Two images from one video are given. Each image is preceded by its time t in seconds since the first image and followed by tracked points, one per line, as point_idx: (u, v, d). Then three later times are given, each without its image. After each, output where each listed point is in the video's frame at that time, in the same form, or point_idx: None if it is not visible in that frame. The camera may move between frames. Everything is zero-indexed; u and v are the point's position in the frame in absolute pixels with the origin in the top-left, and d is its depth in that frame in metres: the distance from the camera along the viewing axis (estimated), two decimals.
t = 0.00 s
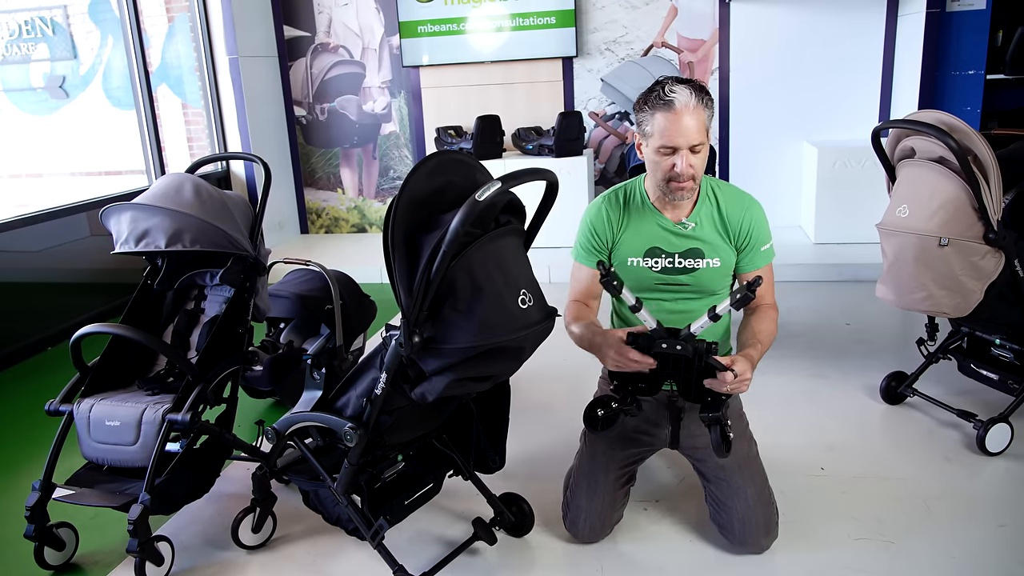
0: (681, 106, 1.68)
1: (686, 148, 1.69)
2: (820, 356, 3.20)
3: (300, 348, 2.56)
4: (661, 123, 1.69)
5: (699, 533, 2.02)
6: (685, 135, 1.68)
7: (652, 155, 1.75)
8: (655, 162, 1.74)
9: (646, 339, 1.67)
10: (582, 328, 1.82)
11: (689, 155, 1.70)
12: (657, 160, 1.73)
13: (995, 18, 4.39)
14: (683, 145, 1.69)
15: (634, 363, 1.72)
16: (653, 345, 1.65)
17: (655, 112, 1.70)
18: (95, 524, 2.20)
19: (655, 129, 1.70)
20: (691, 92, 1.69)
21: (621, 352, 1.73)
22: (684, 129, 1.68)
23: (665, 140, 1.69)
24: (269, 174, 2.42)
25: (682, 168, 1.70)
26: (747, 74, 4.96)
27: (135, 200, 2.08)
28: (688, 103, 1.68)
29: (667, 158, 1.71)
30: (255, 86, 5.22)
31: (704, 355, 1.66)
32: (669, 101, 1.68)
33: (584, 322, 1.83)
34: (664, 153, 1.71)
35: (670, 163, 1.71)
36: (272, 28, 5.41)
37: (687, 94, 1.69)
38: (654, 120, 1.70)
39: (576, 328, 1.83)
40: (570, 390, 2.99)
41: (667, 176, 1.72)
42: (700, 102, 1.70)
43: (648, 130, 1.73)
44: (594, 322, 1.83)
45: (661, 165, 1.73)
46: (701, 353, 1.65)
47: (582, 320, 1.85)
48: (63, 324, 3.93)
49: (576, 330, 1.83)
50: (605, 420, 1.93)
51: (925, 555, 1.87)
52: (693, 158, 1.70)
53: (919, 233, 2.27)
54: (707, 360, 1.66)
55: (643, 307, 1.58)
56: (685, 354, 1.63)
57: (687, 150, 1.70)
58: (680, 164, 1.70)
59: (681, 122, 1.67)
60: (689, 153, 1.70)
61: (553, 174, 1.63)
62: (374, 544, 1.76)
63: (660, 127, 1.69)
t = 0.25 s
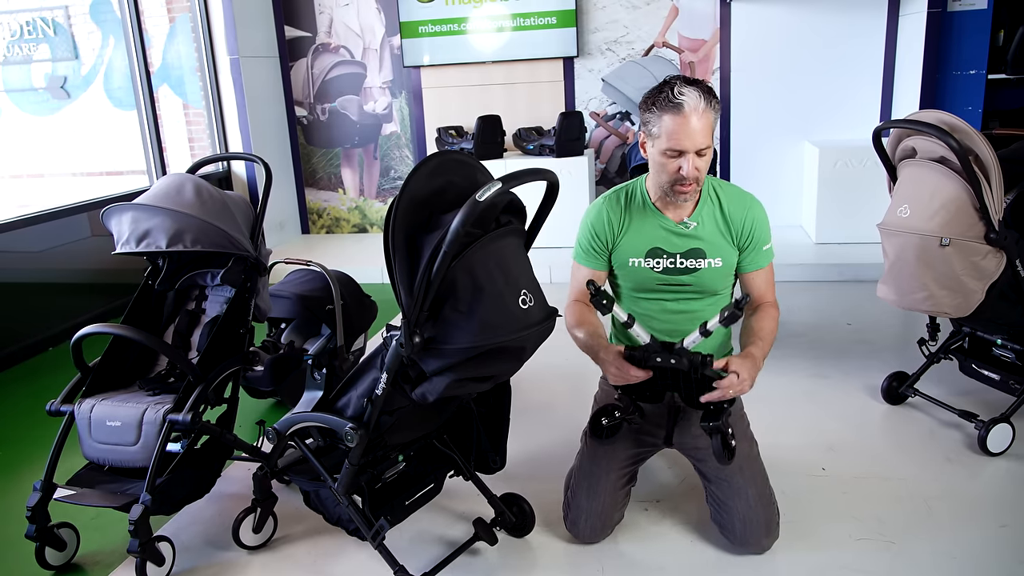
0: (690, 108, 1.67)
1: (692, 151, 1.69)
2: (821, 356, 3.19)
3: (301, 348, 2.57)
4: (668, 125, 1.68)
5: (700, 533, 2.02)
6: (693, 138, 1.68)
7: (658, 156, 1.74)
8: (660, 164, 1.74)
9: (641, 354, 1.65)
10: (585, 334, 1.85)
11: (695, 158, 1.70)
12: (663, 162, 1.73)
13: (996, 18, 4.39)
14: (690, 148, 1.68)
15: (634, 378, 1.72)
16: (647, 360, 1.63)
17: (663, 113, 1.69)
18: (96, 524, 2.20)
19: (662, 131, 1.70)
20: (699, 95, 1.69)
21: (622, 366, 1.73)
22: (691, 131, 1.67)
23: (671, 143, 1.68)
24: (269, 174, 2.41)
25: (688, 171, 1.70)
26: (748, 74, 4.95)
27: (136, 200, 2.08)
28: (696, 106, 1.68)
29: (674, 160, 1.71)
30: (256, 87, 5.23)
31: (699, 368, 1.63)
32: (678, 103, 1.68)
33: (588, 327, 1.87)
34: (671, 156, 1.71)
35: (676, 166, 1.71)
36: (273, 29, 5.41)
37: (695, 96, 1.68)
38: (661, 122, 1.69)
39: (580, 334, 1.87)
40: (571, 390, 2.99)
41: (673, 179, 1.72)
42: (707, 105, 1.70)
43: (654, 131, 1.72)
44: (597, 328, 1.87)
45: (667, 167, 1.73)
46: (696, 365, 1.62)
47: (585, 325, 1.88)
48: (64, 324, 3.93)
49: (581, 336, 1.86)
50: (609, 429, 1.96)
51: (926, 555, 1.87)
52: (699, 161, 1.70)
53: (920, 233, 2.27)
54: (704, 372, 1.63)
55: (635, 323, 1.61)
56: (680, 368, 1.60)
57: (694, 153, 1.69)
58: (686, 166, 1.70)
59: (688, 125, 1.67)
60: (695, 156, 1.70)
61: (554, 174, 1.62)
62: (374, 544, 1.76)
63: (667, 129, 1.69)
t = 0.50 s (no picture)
0: (695, 114, 1.66)
1: (697, 157, 1.69)
2: (822, 355, 3.19)
3: (302, 349, 2.58)
4: (673, 130, 1.68)
5: (701, 533, 2.02)
6: (697, 144, 1.67)
7: (662, 160, 1.74)
8: (664, 168, 1.74)
9: (645, 367, 1.76)
10: (589, 338, 1.87)
11: (699, 164, 1.70)
12: (667, 166, 1.73)
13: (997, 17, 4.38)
14: (694, 153, 1.68)
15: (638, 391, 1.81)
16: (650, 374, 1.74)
17: (668, 118, 1.68)
18: (97, 525, 2.20)
19: (667, 136, 1.69)
20: (704, 99, 1.68)
21: (626, 378, 1.80)
22: (696, 137, 1.67)
23: (676, 148, 1.68)
24: (270, 174, 2.40)
25: (692, 177, 1.70)
26: (749, 73, 4.95)
27: (137, 200, 2.08)
28: (702, 111, 1.67)
29: (678, 165, 1.71)
30: (257, 87, 5.23)
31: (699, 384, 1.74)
32: (684, 109, 1.67)
33: (593, 329, 1.89)
34: (675, 161, 1.71)
35: (680, 171, 1.71)
36: (274, 29, 5.41)
37: (701, 101, 1.67)
38: (666, 127, 1.69)
39: (584, 336, 1.88)
40: (572, 390, 2.99)
41: (676, 183, 1.73)
42: (713, 110, 1.69)
43: (659, 135, 1.72)
44: (602, 331, 1.89)
45: (671, 171, 1.73)
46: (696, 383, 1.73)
47: (589, 329, 1.89)
48: (66, 324, 3.93)
49: (584, 339, 1.88)
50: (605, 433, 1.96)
51: (928, 555, 1.87)
52: (703, 166, 1.70)
53: (921, 233, 2.27)
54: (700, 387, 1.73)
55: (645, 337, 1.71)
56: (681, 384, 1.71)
57: (698, 158, 1.69)
58: (690, 172, 1.70)
59: (693, 130, 1.66)
60: (700, 161, 1.70)
61: (555, 174, 1.62)
62: (376, 544, 1.76)
63: (672, 134, 1.68)
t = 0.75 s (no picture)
0: (701, 113, 1.67)
1: (700, 156, 1.68)
2: (824, 356, 3.19)
3: (303, 348, 2.59)
4: (678, 128, 1.68)
5: (702, 534, 2.02)
6: (701, 143, 1.67)
7: (665, 158, 1.74)
8: (667, 165, 1.73)
9: (643, 376, 1.74)
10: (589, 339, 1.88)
11: (702, 163, 1.70)
12: (670, 164, 1.72)
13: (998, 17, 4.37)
14: (698, 152, 1.68)
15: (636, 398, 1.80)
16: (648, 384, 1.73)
17: (674, 116, 1.68)
18: (98, 525, 2.20)
19: (671, 133, 1.69)
20: (711, 100, 1.68)
21: (624, 386, 1.79)
22: (700, 136, 1.67)
23: (679, 146, 1.68)
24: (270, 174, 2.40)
25: (694, 175, 1.70)
26: (750, 73, 4.95)
27: (138, 200, 2.08)
28: (707, 111, 1.67)
29: (681, 163, 1.71)
30: (258, 87, 5.23)
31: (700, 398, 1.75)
32: (690, 107, 1.67)
33: (592, 331, 1.88)
34: (678, 158, 1.70)
35: (682, 169, 1.71)
36: (275, 29, 5.41)
37: (707, 101, 1.68)
38: (671, 125, 1.69)
39: (584, 337, 1.88)
40: (573, 390, 2.99)
41: (677, 180, 1.73)
42: (719, 111, 1.69)
43: (663, 132, 1.72)
44: (601, 334, 1.88)
45: (673, 169, 1.73)
46: (694, 394, 1.73)
47: (589, 330, 1.89)
48: (67, 324, 3.93)
49: (584, 340, 1.88)
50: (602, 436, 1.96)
51: (930, 555, 1.86)
52: (706, 165, 1.70)
53: (923, 233, 2.26)
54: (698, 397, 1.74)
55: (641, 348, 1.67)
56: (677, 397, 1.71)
57: (701, 157, 1.69)
58: (692, 170, 1.69)
59: (698, 129, 1.66)
60: (703, 160, 1.69)
61: (556, 175, 1.62)
62: (376, 544, 1.75)
63: (677, 132, 1.68)
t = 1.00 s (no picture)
0: (707, 97, 1.71)
1: (704, 137, 1.70)
2: (825, 355, 3.18)
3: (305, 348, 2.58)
4: (684, 109, 1.71)
5: (704, 534, 2.02)
6: (706, 125, 1.70)
7: (669, 143, 1.75)
8: (670, 150, 1.74)
9: (651, 374, 1.75)
10: (592, 341, 1.90)
11: (707, 145, 1.71)
12: (674, 148, 1.73)
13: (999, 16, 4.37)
14: (703, 133, 1.70)
15: (645, 398, 1.80)
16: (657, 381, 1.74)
17: (680, 99, 1.72)
18: (99, 525, 2.20)
19: (677, 116, 1.72)
20: (715, 88, 1.73)
21: (632, 386, 1.79)
22: (706, 117, 1.70)
23: (685, 126, 1.70)
24: (272, 174, 2.40)
25: (699, 156, 1.70)
26: (751, 73, 4.94)
27: (138, 200, 2.08)
28: (712, 96, 1.71)
29: (685, 145, 1.71)
30: (259, 87, 5.23)
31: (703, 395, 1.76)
32: (696, 90, 1.71)
33: (596, 334, 1.90)
34: (683, 140, 1.72)
35: (687, 151, 1.71)
36: (275, 29, 5.41)
37: (712, 88, 1.73)
38: (676, 108, 1.72)
39: (587, 339, 1.90)
40: (574, 390, 2.99)
41: (682, 162, 1.72)
42: (723, 100, 1.74)
43: (668, 117, 1.74)
44: (604, 336, 1.90)
45: (677, 152, 1.73)
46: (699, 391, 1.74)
47: (593, 332, 1.90)
48: (69, 325, 3.93)
49: (587, 342, 1.90)
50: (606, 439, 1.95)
51: (931, 555, 1.86)
52: (710, 149, 1.71)
53: (924, 233, 2.26)
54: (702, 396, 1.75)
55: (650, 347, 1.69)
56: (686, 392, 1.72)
57: (706, 140, 1.71)
58: (697, 151, 1.70)
59: (704, 111, 1.70)
60: (707, 143, 1.71)
61: (557, 174, 1.62)
62: (378, 544, 1.75)
63: (682, 114, 1.71)
